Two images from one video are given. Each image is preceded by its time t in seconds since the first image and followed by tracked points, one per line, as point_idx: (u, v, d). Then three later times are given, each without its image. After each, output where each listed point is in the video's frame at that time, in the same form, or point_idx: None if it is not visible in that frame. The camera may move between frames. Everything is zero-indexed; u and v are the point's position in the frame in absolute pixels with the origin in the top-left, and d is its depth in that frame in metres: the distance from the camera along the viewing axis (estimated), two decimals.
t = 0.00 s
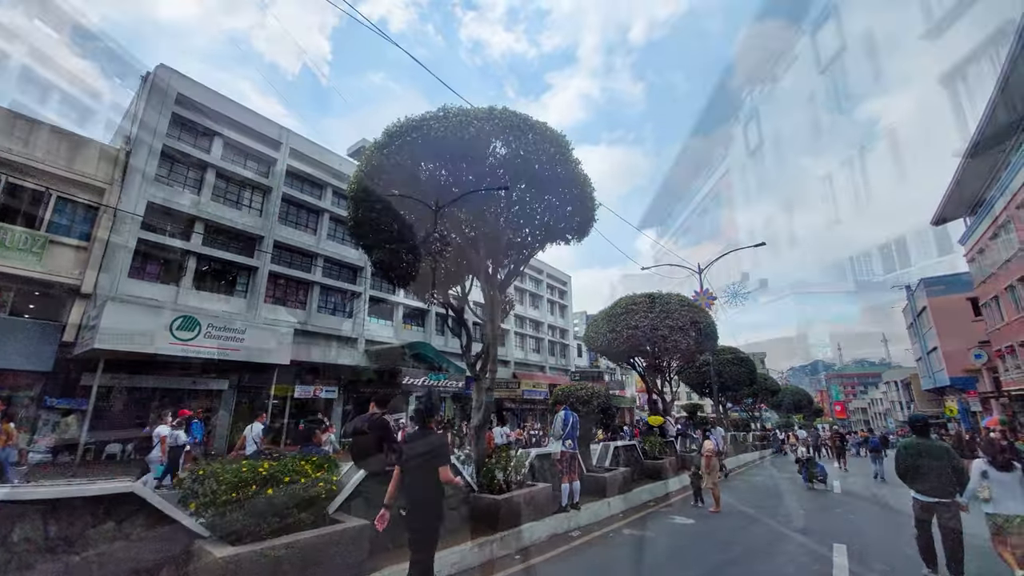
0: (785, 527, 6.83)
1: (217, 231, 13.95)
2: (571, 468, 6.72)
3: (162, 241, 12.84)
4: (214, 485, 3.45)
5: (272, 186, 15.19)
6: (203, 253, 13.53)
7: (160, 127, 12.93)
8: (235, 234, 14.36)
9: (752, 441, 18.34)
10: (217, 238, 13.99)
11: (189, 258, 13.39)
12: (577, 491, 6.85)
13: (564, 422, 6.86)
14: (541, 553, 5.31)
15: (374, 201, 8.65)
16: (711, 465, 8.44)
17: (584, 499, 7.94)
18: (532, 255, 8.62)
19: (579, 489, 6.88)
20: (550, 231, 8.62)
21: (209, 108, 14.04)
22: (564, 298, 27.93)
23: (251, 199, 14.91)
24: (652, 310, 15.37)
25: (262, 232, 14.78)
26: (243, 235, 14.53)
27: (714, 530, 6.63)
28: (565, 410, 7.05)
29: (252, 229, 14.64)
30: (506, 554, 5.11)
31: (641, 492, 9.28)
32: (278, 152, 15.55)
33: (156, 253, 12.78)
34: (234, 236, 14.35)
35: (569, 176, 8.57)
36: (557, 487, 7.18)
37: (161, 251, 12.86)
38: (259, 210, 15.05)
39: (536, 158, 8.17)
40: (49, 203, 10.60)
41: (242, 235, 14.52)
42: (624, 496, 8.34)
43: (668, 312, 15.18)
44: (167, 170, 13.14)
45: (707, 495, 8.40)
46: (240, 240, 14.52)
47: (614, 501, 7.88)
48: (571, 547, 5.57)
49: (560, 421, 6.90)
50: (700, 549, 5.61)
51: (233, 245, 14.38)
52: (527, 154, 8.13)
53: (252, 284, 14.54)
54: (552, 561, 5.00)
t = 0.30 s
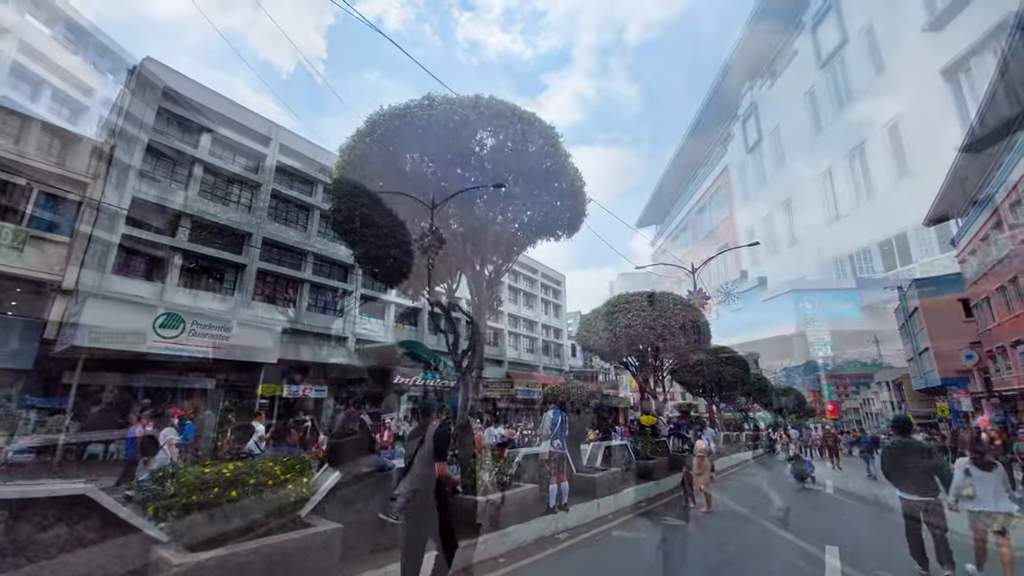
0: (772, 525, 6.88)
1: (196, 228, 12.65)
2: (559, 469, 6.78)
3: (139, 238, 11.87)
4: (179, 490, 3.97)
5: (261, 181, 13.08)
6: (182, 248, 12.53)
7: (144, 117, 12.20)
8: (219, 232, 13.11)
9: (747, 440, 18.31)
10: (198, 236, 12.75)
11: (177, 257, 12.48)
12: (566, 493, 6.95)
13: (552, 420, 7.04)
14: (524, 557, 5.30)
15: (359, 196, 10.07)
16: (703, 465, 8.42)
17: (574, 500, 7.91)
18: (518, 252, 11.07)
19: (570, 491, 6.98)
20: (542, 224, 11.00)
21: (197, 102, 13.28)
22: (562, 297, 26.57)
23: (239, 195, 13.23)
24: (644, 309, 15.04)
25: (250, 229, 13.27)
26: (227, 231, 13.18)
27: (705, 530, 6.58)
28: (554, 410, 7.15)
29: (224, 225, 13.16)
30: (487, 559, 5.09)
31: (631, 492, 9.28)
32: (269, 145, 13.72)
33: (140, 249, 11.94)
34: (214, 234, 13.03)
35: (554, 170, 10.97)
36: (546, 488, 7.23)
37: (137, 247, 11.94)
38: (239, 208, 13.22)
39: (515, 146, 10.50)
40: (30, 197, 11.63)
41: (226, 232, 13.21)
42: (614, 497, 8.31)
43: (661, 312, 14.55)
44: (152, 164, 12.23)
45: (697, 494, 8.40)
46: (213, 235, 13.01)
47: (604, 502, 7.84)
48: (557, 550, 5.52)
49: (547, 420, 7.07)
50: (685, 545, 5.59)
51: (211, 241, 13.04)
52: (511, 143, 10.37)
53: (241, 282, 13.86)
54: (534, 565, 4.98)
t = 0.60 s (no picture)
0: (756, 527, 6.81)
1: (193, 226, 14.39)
2: (543, 469, 6.86)
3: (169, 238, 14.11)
4: (127, 496, 4.37)
5: (245, 175, 14.72)
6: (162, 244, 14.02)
7: (121, 104, 13.17)
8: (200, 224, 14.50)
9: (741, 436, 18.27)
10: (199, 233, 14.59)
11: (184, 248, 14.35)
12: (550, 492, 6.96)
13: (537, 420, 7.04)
14: (506, 558, 5.38)
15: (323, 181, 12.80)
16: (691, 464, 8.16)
17: (561, 499, 7.92)
18: (504, 244, 11.71)
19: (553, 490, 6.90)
20: (526, 218, 11.56)
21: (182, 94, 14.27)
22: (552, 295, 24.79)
23: (224, 188, 14.78)
24: (637, 305, 14.20)
25: (235, 223, 14.88)
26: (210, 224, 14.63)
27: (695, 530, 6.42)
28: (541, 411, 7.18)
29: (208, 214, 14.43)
30: (467, 560, 5.14)
31: (618, 491, 9.23)
32: (253, 138, 15.15)
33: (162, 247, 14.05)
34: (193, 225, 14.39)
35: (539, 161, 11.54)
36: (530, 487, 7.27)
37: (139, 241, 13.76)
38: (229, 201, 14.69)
39: (493, 139, 11.63)
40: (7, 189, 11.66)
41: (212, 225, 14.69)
42: (600, 496, 8.23)
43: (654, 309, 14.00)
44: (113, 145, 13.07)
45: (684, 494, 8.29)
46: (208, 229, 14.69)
47: (589, 502, 7.73)
48: (535, 552, 5.58)
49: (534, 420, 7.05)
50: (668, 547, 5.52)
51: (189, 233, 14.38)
52: (491, 133, 11.55)
53: (224, 276, 15.32)
54: (514, 568, 5.03)
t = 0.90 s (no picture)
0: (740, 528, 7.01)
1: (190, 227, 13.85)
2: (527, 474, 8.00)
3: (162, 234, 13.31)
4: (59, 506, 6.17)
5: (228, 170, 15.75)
6: (148, 241, 13.77)
7: (107, 93, 13.24)
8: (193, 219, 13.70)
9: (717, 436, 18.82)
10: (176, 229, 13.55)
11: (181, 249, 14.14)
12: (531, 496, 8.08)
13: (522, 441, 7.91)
14: (485, 564, 5.93)
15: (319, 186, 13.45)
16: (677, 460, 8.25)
17: (544, 502, 8.47)
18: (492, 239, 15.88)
19: (533, 493, 8.02)
20: (508, 209, 15.62)
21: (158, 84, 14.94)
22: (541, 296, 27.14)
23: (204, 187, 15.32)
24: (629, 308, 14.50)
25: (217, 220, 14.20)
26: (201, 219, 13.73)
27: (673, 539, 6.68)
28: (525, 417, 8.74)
29: (199, 209, 13.60)
30: (448, 564, 5.74)
31: (602, 494, 9.46)
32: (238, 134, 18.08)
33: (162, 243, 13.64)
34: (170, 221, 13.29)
35: (516, 149, 15.89)
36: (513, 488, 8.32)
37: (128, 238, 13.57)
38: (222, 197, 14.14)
39: (468, 126, 15.67)
40: None
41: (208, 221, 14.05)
42: (583, 500, 8.59)
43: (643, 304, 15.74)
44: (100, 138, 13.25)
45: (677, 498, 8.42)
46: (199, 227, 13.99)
47: (572, 506, 8.20)
48: (515, 557, 6.11)
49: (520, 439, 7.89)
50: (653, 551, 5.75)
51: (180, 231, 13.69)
52: (464, 120, 15.65)
53: (206, 270, 15.26)
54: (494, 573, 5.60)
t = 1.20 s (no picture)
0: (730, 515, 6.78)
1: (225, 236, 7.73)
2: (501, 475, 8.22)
3: (151, 234, 7.84)
4: None
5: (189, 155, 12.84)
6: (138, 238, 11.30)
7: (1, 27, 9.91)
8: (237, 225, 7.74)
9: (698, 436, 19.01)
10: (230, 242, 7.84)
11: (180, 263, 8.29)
12: (505, 495, 8.36)
13: (507, 450, 8.22)
14: (454, 561, 5.99)
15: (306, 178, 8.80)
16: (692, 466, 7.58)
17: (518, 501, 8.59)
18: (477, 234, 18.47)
19: (508, 492, 8.22)
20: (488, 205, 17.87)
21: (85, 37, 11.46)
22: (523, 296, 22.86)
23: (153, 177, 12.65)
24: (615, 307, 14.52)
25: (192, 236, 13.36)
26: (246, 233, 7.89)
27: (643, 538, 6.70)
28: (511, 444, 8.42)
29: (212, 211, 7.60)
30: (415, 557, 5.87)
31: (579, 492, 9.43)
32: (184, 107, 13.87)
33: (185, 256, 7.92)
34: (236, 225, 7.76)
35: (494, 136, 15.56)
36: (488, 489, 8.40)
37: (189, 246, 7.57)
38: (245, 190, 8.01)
39: (446, 114, 15.01)
40: None
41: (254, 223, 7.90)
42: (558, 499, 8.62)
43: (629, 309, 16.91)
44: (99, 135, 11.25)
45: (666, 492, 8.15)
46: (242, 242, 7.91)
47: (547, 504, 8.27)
48: (484, 552, 6.19)
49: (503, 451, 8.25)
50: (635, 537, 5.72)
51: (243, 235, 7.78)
52: (440, 106, 14.97)
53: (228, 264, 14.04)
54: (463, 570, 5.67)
